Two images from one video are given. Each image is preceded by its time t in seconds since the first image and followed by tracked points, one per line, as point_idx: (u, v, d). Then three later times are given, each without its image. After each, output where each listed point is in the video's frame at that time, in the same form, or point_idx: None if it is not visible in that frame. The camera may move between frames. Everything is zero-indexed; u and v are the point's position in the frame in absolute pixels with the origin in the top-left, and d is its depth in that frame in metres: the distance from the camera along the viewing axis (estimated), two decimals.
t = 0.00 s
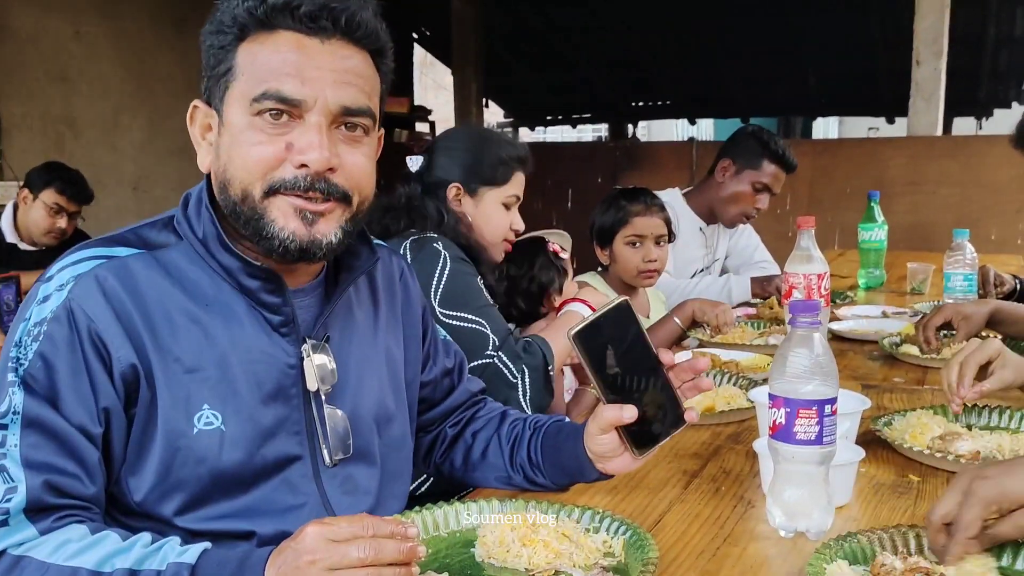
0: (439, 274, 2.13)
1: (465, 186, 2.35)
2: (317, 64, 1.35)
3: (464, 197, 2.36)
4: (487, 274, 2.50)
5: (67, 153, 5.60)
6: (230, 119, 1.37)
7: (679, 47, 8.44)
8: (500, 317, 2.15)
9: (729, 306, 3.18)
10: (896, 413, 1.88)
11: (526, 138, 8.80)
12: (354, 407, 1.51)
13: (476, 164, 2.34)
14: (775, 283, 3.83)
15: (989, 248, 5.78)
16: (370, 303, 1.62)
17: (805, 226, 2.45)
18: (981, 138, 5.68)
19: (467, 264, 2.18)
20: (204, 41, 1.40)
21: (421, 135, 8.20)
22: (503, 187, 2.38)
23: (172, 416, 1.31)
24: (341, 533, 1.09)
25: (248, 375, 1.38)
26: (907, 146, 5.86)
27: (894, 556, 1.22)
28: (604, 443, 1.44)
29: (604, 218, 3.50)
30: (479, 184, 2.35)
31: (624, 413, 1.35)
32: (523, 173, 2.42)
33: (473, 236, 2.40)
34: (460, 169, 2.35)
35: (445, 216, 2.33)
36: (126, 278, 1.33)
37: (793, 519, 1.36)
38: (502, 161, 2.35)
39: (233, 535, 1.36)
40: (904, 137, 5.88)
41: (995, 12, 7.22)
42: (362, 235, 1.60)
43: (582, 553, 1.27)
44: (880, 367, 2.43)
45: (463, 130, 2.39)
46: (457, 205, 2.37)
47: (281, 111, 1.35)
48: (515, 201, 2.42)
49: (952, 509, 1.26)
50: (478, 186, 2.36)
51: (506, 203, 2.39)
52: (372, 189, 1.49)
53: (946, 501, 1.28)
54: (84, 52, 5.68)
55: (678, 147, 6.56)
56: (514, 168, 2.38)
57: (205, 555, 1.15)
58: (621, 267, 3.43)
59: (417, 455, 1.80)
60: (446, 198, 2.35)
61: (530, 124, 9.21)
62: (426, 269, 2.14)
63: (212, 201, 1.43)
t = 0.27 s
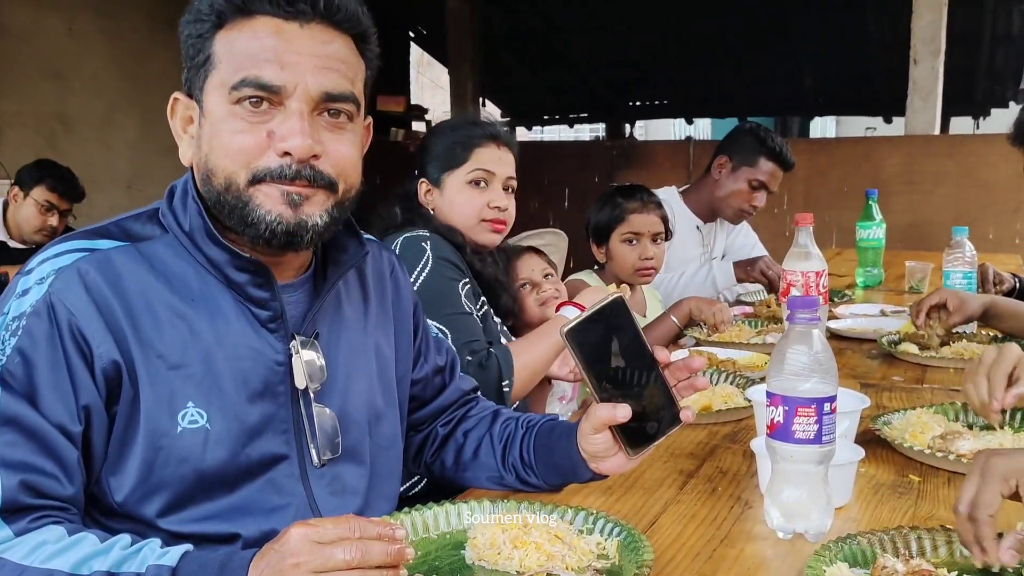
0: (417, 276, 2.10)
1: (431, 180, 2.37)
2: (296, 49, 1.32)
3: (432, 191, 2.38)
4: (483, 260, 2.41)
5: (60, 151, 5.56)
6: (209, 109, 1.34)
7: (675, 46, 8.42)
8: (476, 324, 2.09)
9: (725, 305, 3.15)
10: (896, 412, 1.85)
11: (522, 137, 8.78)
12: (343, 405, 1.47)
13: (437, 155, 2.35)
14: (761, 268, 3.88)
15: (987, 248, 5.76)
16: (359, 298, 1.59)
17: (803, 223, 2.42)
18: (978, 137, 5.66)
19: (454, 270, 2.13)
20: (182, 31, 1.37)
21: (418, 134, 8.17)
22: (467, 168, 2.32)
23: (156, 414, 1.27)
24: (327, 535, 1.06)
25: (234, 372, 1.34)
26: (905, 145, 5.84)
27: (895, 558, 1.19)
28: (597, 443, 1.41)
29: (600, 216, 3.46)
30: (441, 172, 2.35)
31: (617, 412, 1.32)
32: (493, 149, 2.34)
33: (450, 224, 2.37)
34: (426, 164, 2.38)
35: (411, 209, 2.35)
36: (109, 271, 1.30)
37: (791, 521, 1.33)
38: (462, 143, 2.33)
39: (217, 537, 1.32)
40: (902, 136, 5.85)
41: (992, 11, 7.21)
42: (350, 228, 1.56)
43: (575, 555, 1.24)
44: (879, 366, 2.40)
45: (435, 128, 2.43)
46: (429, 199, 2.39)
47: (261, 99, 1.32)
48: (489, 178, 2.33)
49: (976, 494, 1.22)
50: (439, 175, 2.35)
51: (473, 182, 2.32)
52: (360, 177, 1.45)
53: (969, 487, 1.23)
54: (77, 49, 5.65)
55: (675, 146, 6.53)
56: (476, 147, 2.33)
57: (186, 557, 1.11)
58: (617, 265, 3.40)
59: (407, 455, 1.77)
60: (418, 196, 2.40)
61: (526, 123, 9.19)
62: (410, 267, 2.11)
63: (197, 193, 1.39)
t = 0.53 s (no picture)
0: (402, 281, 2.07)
1: (419, 181, 2.36)
2: (278, 45, 1.30)
3: (419, 191, 2.36)
4: (472, 257, 2.38)
5: (49, 150, 5.54)
6: (191, 108, 1.31)
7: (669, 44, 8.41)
8: (456, 336, 2.05)
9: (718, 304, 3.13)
10: (887, 414, 1.83)
11: (516, 136, 8.75)
12: (329, 407, 1.45)
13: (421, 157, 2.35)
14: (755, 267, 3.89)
15: (980, 247, 5.76)
16: (345, 298, 1.56)
17: (795, 222, 2.40)
18: (972, 136, 5.65)
19: (441, 278, 2.09)
20: (162, 30, 1.35)
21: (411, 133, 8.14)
22: (446, 166, 2.31)
23: (137, 416, 1.25)
24: (307, 541, 1.04)
25: (217, 374, 1.32)
26: (899, 144, 5.82)
27: (884, 563, 1.18)
28: (583, 446, 1.40)
29: (592, 216, 3.45)
30: (425, 172, 2.34)
31: (603, 415, 1.31)
32: (475, 144, 2.32)
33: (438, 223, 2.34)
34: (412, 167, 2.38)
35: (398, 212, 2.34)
36: (89, 271, 1.27)
37: (781, 524, 1.32)
38: (444, 140, 2.32)
39: (198, 542, 1.30)
40: (896, 135, 5.84)
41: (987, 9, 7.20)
42: (334, 226, 1.53)
43: (561, 560, 1.22)
44: (872, 367, 2.39)
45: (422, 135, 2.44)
46: (417, 201, 2.37)
47: (243, 96, 1.29)
48: (472, 172, 2.30)
49: (967, 531, 1.14)
50: (425, 176, 2.34)
51: (455, 178, 2.30)
52: (344, 175, 1.43)
53: (959, 522, 1.16)
54: (66, 46, 5.62)
55: (668, 145, 6.51)
56: (457, 143, 2.32)
57: (165, 563, 1.09)
58: (608, 265, 3.38)
59: (393, 458, 1.75)
60: (407, 198, 2.38)
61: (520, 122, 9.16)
62: (397, 269, 2.08)
63: (178, 192, 1.37)
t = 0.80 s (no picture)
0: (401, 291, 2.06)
1: (417, 185, 2.35)
2: (281, 47, 1.29)
3: (417, 196, 2.35)
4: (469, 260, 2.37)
5: (46, 154, 5.54)
6: (190, 109, 1.30)
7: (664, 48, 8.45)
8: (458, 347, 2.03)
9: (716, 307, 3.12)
10: (887, 416, 1.82)
11: (513, 139, 8.75)
12: (328, 410, 1.44)
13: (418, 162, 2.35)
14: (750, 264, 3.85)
15: (977, 249, 5.76)
16: (343, 302, 1.55)
17: (793, 225, 2.39)
18: (968, 138, 5.65)
19: (440, 287, 2.07)
20: (160, 29, 1.33)
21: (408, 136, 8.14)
22: (444, 172, 2.29)
23: (132, 420, 1.23)
24: (303, 548, 1.03)
25: (212, 377, 1.30)
26: (896, 147, 5.83)
27: (886, 569, 1.16)
28: (578, 454, 1.39)
29: (589, 218, 3.44)
30: (423, 178, 2.33)
31: (594, 423, 1.31)
32: (471, 147, 2.31)
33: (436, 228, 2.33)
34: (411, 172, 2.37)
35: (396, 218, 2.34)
36: (83, 273, 1.26)
37: (781, 529, 1.30)
38: (441, 144, 2.31)
39: (194, 547, 1.28)
40: (893, 137, 5.84)
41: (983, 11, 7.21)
42: (332, 229, 1.53)
43: (560, 565, 1.20)
44: (870, 369, 2.38)
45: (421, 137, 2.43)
46: (416, 207, 2.36)
47: (245, 98, 1.28)
48: (468, 177, 2.29)
49: (928, 496, 1.18)
50: (423, 181, 2.34)
51: (452, 182, 2.29)
52: (343, 178, 1.43)
53: (924, 490, 1.19)
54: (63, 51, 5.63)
55: (665, 149, 6.51)
56: (452, 146, 2.30)
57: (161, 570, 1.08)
58: (606, 268, 3.37)
59: (390, 462, 1.73)
60: (405, 203, 2.38)
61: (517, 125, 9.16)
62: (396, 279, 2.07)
63: (174, 194, 1.35)
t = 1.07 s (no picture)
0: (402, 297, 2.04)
1: (415, 186, 2.34)
2: (268, 41, 1.28)
3: (416, 197, 2.34)
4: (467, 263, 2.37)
5: (45, 156, 5.53)
6: (179, 104, 1.29)
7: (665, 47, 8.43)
8: (461, 354, 2.01)
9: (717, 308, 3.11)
10: (891, 418, 1.81)
11: (513, 140, 8.74)
12: (325, 415, 1.43)
13: (417, 163, 2.33)
14: (750, 278, 3.78)
15: (979, 248, 5.75)
16: (340, 305, 1.54)
17: (795, 225, 2.37)
18: (970, 136, 5.64)
19: (442, 293, 2.06)
20: (156, 27, 1.33)
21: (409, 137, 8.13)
22: (443, 175, 2.28)
23: (125, 427, 1.21)
24: (299, 554, 1.02)
25: (206, 383, 1.29)
26: (897, 146, 5.81)
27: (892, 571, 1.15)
28: (576, 459, 1.38)
29: (590, 219, 3.43)
30: (423, 179, 2.32)
31: (585, 431, 1.30)
32: (473, 150, 2.29)
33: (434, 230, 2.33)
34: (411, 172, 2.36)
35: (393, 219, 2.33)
36: (75, 279, 1.24)
37: (786, 532, 1.29)
38: (440, 146, 2.29)
39: (189, 555, 1.26)
40: (895, 136, 5.82)
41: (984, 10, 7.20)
42: (327, 231, 1.52)
43: (561, 571, 1.19)
44: (874, 370, 2.36)
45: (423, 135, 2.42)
46: (415, 208, 2.35)
47: (230, 92, 1.27)
48: (468, 181, 2.28)
49: (941, 507, 1.16)
50: (421, 182, 2.32)
51: (452, 186, 2.28)
52: (336, 178, 1.40)
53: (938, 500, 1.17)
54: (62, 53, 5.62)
55: (666, 148, 6.50)
56: (453, 149, 2.28)
57: None
58: (607, 268, 3.36)
59: (390, 467, 1.72)
60: (404, 204, 2.37)
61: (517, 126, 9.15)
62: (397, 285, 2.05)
63: (168, 196, 1.34)
